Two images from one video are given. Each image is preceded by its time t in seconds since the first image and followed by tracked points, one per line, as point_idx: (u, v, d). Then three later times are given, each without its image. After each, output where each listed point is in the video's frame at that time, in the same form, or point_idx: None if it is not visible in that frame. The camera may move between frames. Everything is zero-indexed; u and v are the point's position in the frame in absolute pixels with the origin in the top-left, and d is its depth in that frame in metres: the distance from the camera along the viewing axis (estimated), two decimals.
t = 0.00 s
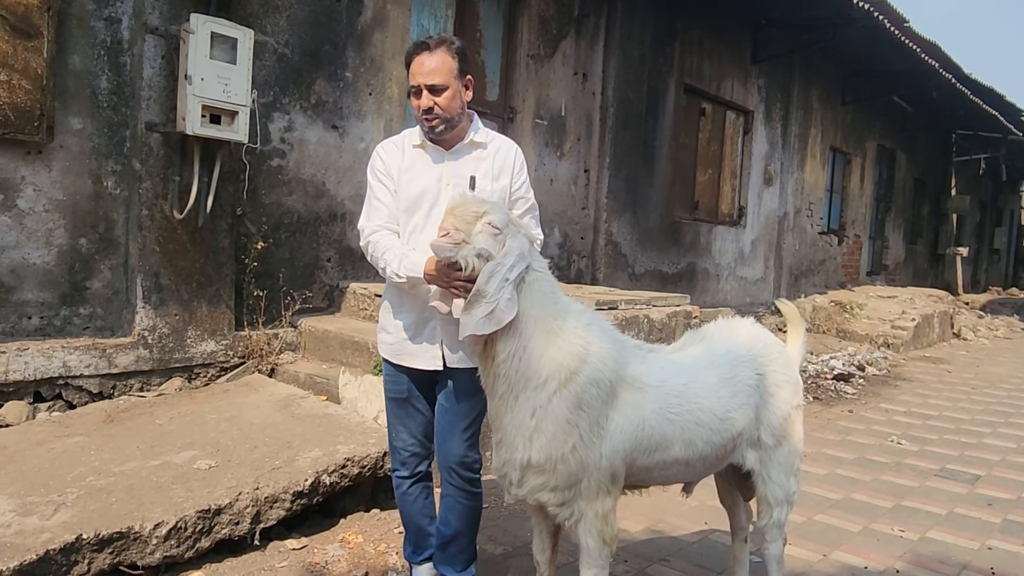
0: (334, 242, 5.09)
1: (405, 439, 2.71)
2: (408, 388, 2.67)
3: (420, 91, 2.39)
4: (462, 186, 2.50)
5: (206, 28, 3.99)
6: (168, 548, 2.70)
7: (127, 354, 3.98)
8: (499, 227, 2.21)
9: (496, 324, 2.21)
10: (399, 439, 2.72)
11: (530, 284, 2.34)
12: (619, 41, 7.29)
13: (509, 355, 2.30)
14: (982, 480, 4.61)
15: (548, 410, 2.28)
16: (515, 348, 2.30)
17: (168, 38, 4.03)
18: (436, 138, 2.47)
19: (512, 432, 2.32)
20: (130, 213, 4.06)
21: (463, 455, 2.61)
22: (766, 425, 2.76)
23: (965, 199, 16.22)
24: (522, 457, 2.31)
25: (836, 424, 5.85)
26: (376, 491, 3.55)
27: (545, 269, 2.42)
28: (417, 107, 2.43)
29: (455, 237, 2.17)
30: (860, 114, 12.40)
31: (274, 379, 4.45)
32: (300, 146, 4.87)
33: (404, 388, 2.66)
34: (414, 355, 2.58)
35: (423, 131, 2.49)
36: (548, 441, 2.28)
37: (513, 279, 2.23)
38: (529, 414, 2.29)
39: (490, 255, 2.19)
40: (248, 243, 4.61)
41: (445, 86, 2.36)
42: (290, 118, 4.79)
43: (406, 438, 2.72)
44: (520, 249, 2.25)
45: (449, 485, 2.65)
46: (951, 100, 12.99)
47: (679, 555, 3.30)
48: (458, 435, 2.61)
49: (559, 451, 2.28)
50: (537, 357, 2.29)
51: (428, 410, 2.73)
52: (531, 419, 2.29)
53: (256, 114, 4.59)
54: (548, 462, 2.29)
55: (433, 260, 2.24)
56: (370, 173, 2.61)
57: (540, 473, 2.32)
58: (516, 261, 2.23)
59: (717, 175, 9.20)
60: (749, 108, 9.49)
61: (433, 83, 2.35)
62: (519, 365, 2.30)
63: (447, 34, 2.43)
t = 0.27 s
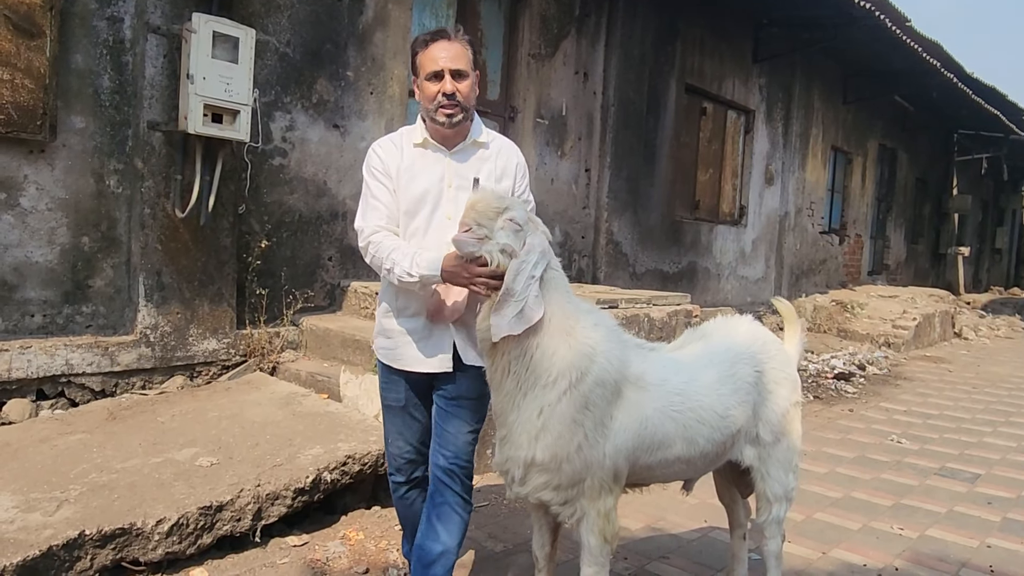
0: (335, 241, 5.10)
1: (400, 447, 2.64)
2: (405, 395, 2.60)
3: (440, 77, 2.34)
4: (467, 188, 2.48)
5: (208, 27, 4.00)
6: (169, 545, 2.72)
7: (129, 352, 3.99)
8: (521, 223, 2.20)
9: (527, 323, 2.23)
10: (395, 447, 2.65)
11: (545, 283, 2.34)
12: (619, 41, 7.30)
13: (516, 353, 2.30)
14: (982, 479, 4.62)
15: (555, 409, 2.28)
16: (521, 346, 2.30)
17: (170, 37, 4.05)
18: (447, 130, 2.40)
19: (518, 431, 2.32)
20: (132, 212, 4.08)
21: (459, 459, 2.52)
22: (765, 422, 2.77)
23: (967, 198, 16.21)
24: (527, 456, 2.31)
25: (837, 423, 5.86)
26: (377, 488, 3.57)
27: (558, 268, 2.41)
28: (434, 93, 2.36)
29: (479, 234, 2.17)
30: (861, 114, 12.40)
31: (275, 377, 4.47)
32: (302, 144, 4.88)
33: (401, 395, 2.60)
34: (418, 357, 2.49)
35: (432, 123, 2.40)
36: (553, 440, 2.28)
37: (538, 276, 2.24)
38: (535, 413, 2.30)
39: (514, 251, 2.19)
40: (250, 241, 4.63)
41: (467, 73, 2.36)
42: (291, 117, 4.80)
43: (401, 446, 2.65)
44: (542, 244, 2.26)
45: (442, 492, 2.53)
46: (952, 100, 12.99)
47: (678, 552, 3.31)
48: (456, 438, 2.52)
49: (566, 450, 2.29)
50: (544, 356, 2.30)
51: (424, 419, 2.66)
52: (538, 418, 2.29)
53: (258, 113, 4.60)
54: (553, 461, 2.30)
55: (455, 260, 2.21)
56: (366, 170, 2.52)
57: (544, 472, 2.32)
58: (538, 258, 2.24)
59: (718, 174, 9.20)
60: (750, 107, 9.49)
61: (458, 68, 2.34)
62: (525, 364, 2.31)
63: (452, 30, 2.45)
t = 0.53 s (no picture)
0: (335, 241, 5.12)
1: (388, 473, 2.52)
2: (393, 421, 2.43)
3: (446, 77, 2.28)
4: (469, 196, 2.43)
5: (209, 28, 4.02)
6: (168, 542, 2.74)
7: (130, 351, 4.01)
8: (541, 224, 2.16)
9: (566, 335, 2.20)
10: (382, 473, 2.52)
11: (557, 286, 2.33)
12: (620, 41, 7.32)
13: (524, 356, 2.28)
14: (980, 479, 4.63)
15: (561, 410, 2.28)
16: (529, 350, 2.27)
17: (170, 37, 4.07)
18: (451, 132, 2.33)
19: (523, 433, 2.30)
20: (133, 212, 4.10)
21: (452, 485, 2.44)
22: (762, 422, 2.78)
23: (968, 199, 16.21)
24: (532, 458, 2.30)
25: (836, 423, 5.87)
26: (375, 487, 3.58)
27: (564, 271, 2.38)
28: (439, 95, 2.29)
29: (509, 236, 2.07)
30: (862, 114, 12.40)
31: (275, 377, 4.49)
32: (302, 145, 4.89)
33: (389, 420, 2.43)
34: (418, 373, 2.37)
35: (436, 125, 2.33)
36: (558, 441, 2.27)
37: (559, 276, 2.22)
38: (541, 415, 2.28)
39: (541, 252, 2.14)
40: (250, 241, 4.65)
41: (474, 74, 2.29)
42: (292, 117, 4.82)
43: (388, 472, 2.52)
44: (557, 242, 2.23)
45: (431, 520, 2.43)
46: (953, 100, 12.98)
47: (676, 552, 3.33)
48: (449, 462, 2.45)
49: (571, 451, 2.29)
50: (550, 357, 2.29)
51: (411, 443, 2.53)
52: (544, 419, 2.28)
53: (258, 114, 4.62)
54: (558, 462, 2.29)
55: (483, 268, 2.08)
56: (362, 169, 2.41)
57: (548, 473, 2.31)
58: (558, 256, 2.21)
59: (719, 174, 9.21)
60: (751, 107, 9.50)
61: (465, 69, 2.28)
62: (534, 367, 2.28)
63: (460, 26, 2.37)
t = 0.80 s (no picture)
0: (331, 239, 5.14)
1: (353, 481, 2.25)
2: (371, 419, 2.25)
3: (431, 58, 2.16)
4: (459, 183, 2.29)
5: (205, 26, 4.04)
6: (161, 536, 2.76)
7: (125, 347, 4.03)
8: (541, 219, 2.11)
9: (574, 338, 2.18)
10: (345, 480, 2.26)
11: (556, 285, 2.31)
12: (617, 40, 7.33)
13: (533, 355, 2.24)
14: (974, 477, 4.64)
15: (566, 406, 2.26)
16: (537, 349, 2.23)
17: (166, 35, 4.08)
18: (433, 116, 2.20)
19: (529, 433, 2.25)
20: (129, 209, 4.11)
21: (437, 488, 2.34)
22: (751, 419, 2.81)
23: (967, 198, 16.21)
24: (536, 458, 2.26)
25: (831, 422, 5.88)
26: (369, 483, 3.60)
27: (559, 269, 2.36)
28: (423, 76, 2.16)
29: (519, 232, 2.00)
30: (861, 113, 12.40)
31: (271, 373, 4.50)
32: (298, 142, 4.91)
33: (366, 419, 2.24)
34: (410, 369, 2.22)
35: (419, 108, 2.20)
36: (563, 439, 2.25)
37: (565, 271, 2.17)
38: (546, 413, 2.25)
39: (548, 247, 2.08)
40: (246, 238, 4.67)
41: (460, 56, 2.17)
42: (288, 115, 4.83)
43: (353, 480, 2.26)
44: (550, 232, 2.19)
45: (416, 523, 2.33)
46: (953, 99, 12.99)
47: (667, 548, 3.34)
48: (434, 464, 2.35)
49: (576, 448, 2.27)
50: (554, 353, 2.26)
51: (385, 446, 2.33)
52: (550, 416, 2.25)
53: (254, 111, 4.63)
54: (563, 459, 2.26)
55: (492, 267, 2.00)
56: (343, 151, 2.23)
57: (552, 472, 2.28)
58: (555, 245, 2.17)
59: (717, 173, 9.22)
60: (749, 106, 9.51)
61: (452, 50, 2.16)
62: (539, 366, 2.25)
63: (447, 5, 2.24)
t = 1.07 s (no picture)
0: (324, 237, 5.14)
1: (323, 479, 2.18)
2: (341, 415, 2.20)
3: (404, 44, 2.11)
4: (436, 173, 2.24)
5: (197, 23, 4.04)
6: (151, 532, 2.76)
7: (118, 345, 4.03)
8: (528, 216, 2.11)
9: (568, 339, 2.31)
10: (314, 479, 2.18)
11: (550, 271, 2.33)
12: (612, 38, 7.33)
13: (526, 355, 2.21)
14: (964, 475, 4.65)
15: (564, 404, 2.25)
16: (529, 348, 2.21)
17: (159, 32, 4.08)
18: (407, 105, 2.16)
19: (529, 435, 2.22)
20: (121, 206, 4.11)
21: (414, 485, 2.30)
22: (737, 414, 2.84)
23: (963, 198, 16.24)
24: (535, 460, 2.23)
25: (824, 420, 5.90)
26: (361, 480, 3.61)
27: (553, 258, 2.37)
28: (396, 63, 2.12)
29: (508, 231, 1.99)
30: (857, 112, 12.42)
31: (264, 371, 4.51)
32: (292, 140, 4.90)
33: (338, 415, 2.18)
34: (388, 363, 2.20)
35: (392, 96, 2.16)
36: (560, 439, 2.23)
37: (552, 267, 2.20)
38: (542, 414, 2.23)
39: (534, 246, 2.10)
40: (240, 236, 4.68)
41: (434, 42, 2.13)
42: (281, 113, 4.83)
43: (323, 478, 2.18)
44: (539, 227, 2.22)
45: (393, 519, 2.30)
46: (948, 99, 13.01)
47: (657, 544, 3.35)
48: (410, 462, 2.30)
49: (575, 447, 2.26)
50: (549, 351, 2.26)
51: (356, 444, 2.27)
52: (548, 416, 2.23)
53: (247, 109, 4.63)
54: (563, 460, 2.25)
55: (477, 268, 2.02)
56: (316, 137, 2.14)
57: (550, 474, 2.25)
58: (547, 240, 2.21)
59: (712, 172, 9.23)
60: (744, 105, 9.52)
61: (425, 36, 2.11)
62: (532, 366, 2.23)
63: None
